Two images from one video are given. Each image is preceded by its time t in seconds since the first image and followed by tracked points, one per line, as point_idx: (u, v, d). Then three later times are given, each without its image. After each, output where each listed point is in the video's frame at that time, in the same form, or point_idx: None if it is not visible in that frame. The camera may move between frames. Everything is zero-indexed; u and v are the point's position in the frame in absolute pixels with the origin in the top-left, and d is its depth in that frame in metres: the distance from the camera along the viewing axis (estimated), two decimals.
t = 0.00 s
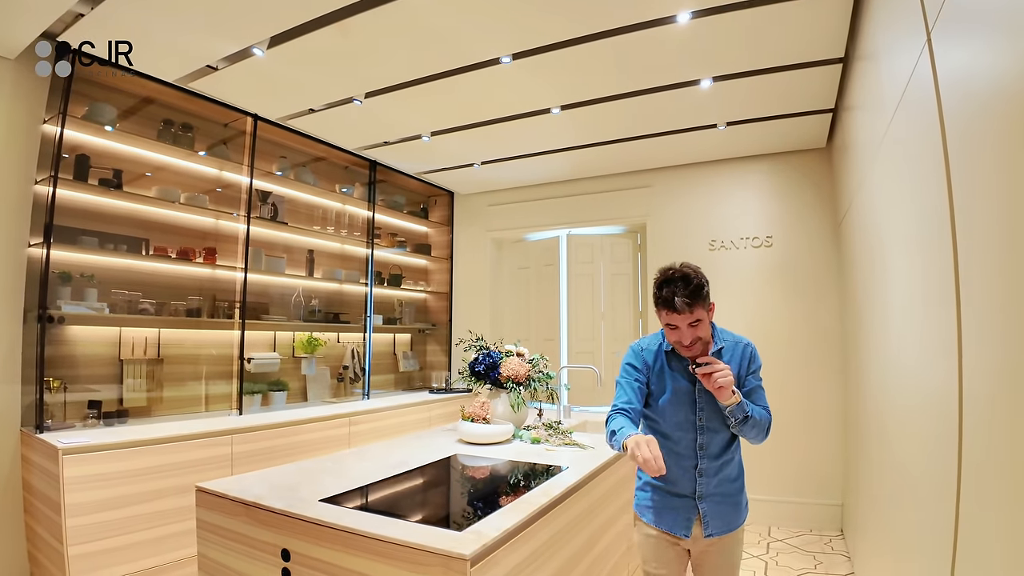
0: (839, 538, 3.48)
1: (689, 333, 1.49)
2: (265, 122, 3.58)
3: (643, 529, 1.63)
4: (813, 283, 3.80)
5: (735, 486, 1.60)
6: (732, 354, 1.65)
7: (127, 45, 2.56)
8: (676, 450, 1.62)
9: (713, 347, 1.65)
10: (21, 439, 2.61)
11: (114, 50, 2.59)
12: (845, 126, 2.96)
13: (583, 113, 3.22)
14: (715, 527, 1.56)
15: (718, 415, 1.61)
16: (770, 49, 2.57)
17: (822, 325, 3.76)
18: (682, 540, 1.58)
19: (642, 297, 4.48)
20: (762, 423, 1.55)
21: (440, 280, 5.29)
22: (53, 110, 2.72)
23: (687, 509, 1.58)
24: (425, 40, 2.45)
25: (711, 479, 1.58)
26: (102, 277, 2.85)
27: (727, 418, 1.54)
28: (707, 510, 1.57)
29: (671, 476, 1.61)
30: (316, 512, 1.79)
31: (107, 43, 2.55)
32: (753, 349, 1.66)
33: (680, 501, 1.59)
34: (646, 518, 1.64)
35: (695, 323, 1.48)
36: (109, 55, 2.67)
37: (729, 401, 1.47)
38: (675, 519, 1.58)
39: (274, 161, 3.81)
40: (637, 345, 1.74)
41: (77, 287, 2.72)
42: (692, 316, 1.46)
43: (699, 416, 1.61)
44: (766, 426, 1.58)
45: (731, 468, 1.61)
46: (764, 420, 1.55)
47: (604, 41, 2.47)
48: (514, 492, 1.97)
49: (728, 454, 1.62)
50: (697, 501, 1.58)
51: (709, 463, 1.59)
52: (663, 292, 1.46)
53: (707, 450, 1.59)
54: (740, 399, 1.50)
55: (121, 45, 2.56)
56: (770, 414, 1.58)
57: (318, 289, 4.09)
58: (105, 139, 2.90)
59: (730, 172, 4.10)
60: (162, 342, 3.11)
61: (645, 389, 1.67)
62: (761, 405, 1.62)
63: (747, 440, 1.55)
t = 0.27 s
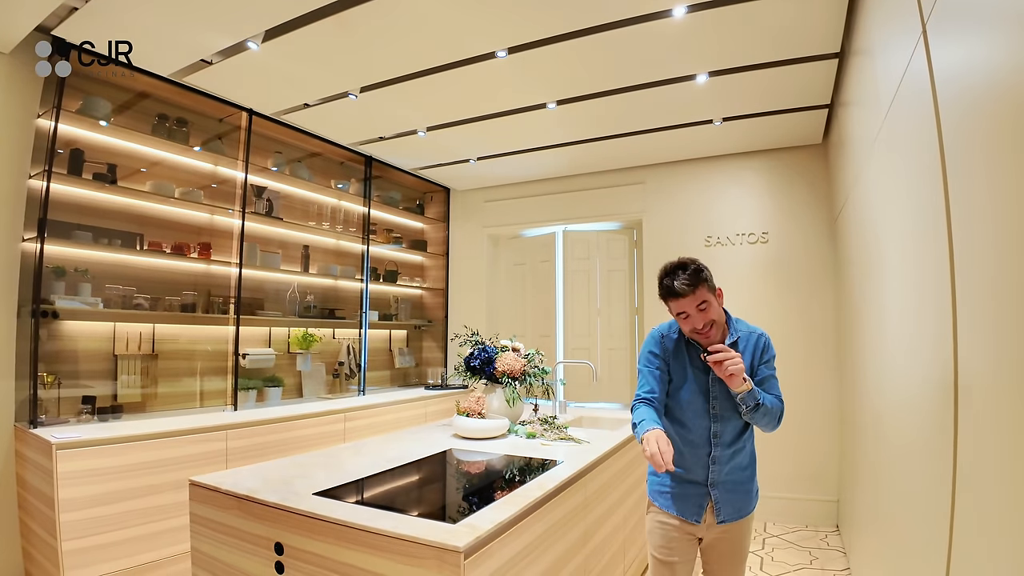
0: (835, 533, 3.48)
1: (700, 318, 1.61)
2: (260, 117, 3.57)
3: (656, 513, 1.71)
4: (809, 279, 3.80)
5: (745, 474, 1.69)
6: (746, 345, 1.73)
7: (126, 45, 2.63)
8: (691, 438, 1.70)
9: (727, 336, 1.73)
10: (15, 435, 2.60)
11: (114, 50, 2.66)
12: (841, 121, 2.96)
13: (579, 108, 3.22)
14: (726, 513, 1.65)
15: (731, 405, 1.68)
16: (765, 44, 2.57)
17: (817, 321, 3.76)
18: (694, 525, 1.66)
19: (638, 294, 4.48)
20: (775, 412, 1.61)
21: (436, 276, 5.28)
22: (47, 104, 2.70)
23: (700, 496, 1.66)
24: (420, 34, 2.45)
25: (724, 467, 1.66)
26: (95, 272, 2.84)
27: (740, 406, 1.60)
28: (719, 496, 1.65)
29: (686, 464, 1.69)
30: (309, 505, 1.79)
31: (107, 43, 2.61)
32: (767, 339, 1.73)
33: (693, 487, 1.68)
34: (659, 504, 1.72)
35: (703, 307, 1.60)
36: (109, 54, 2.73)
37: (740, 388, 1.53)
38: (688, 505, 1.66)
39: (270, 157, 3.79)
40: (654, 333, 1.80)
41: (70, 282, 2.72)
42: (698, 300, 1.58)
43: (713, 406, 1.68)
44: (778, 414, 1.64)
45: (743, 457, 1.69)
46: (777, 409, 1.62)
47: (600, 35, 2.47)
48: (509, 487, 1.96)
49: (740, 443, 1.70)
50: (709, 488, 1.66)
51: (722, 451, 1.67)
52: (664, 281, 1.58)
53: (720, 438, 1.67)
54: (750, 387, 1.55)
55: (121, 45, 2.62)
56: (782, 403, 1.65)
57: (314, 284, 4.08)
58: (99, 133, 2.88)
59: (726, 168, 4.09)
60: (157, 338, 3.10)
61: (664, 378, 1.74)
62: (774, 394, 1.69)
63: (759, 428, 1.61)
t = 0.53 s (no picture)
0: (829, 528, 3.49)
1: (699, 312, 1.62)
2: (255, 113, 3.59)
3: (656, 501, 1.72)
4: (805, 275, 3.81)
5: (747, 465, 1.69)
6: (749, 337, 1.74)
7: (126, 45, 2.68)
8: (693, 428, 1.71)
9: (731, 329, 1.74)
10: (9, 430, 2.59)
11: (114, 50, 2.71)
12: (836, 118, 2.97)
13: (574, 104, 3.22)
14: (725, 502, 1.65)
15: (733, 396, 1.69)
16: (760, 39, 2.57)
17: (811, 317, 3.77)
18: (694, 513, 1.67)
19: (634, 290, 4.49)
20: (777, 405, 1.61)
21: (431, 272, 5.28)
22: (41, 99, 2.69)
23: (700, 485, 1.67)
24: (415, 28, 2.45)
25: (725, 458, 1.67)
26: (89, 267, 2.83)
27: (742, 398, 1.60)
28: (719, 486, 1.66)
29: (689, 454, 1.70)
30: (303, 499, 1.79)
31: (108, 43, 2.66)
32: (771, 332, 1.73)
33: (693, 476, 1.68)
34: (660, 492, 1.73)
35: (703, 301, 1.60)
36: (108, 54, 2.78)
37: (740, 380, 1.53)
38: (688, 493, 1.67)
39: (264, 152, 3.79)
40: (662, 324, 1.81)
41: (65, 276, 2.71)
42: (697, 293, 1.59)
43: (715, 398, 1.69)
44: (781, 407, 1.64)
45: (745, 448, 1.69)
46: (779, 402, 1.62)
47: (595, 30, 2.47)
48: (504, 481, 1.96)
49: (742, 434, 1.71)
50: (710, 478, 1.67)
51: (724, 442, 1.68)
52: (663, 275, 1.61)
53: (722, 429, 1.68)
54: (751, 380, 1.56)
55: (121, 45, 2.68)
56: (785, 397, 1.64)
57: (309, 280, 4.08)
58: (93, 128, 2.88)
59: (721, 165, 4.10)
60: (151, 333, 3.10)
61: (669, 368, 1.75)
62: (777, 387, 1.70)
63: (760, 420, 1.61)
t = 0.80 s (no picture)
0: (823, 525, 3.51)
1: (693, 308, 1.62)
2: (250, 109, 3.59)
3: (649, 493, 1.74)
4: (800, 272, 3.81)
5: (740, 461, 1.69)
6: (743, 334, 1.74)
7: (126, 45, 2.72)
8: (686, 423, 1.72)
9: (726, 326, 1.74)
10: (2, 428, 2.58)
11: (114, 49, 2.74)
12: (830, 115, 2.97)
13: (570, 101, 3.22)
14: (717, 497, 1.66)
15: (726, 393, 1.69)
16: (755, 36, 2.57)
17: (804, 314, 3.79)
18: (686, 507, 1.69)
19: (629, 287, 4.49)
20: (769, 402, 1.61)
21: (426, 269, 5.28)
22: (35, 94, 2.68)
23: (692, 479, 1.69)
24: (410, 24, 2.44)
25: (717, 453, 1.67)
26: (84, 264, 2.82)
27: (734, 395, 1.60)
28: (711, 480, 1.67)
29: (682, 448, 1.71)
30: (298, 495, 1.78)
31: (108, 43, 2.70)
32: (765, 330, 1.73)
33: (686, 470, 1.70)
34: (654, 484, 1.75)
35: (698, 297, 1.60)
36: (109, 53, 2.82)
37: (731, 377, 1.53)
38: (680, 487, 1.68)
39: (258, 148, 3.78)
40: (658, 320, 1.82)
41: (58, 273, 2.69)
42: (694, 289, 1.59)
43: (707, 394, 1.70)
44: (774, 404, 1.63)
45: (738, 444, 1.69)
46: (771, 399, 1.61)
47: (590, 27, 2.47)
48: (498, 477, 1.96)
49: (736, 430, 1.71)
50: (701, 472, 1.68)
51: (716, 438, 1.68)
52: (661, 268, 1.61)
53: (714, 425, 1.68)
54: (742, 376, 1.55)
55: (121, 45, 2.71)
56: (777, 395, 1.64)
57: (303, 277, 4.08)
58: (87, 124, 2.86)
59: (716, 162, 4.10)
60: (145, 330, 3.09)
61: (663, 364, 1.76)
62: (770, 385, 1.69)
63: (753, 417, 1.61)
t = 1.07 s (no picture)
0: (817, 522, 3.51)
1: (684, 302, 1.62)
2: (244, 105, 3.57)
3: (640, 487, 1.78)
4: (795, 270, 3.81)
5: (728, 455, 1.70)
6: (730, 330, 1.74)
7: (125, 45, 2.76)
8: (674, 417, 1.73)
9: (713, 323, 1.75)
10: None
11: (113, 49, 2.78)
12: (826, 113, 2.97)
13: (566, 98, 3.22)
14: (705, 491, 1.68)
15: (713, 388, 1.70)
16: (751, 34, 2.57)
17: (799, 311, 3.79)
18: (675, 500, 1.71)
19: (624, 285, 4.49)
20: (755, 397, 1.61)
21: (421, 267, 5.28)
22: (28, 90, 2.66)
23: (681, 473, 1.71)
24: (406, 21, 2.44)
25: (705, 447, 1.69)
26: (77, 261, 2.81)
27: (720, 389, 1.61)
28: (699, 474, 1.69)
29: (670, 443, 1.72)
30: (292, 492, 1.78)
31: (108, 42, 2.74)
32: (752, 326, 1.74)
33: (675, 464, 1.72)
34: (646, 478, 1.78)
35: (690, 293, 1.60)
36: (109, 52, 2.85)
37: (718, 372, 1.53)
38: (669, 481, 1.71)
39: (253, 145, 3.77)
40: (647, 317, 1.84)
41: (52, 270, 2.68)
42: (688, 284, 1.58)
43: (694, 389, 1.70)
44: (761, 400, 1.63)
45: (725, 438, 1.70)
46: (758, 394, 1.61)
47: (586, 24, 2.46)
48: (493, 474, 1.95)
49: (724, 425, 1.71)
50: (690, 466, 1.70)
51: (704, 432, 1.69)
52: (658, 260, 1.61)
53: (702, 419, 1.69)
54: (729, 370, 1.56)
55: (120, 44, 2.75)
56: (764, 390, 1.64)
57: (298, 274, 4.07)
58: (81, 121, 2.85)
59: (711, 160, 4.10)
60: (139, 328, 3.08)
61: (651, 359, 1.77)
62: (757, 380, 1.69)
63: (740, 412, 1.61)
